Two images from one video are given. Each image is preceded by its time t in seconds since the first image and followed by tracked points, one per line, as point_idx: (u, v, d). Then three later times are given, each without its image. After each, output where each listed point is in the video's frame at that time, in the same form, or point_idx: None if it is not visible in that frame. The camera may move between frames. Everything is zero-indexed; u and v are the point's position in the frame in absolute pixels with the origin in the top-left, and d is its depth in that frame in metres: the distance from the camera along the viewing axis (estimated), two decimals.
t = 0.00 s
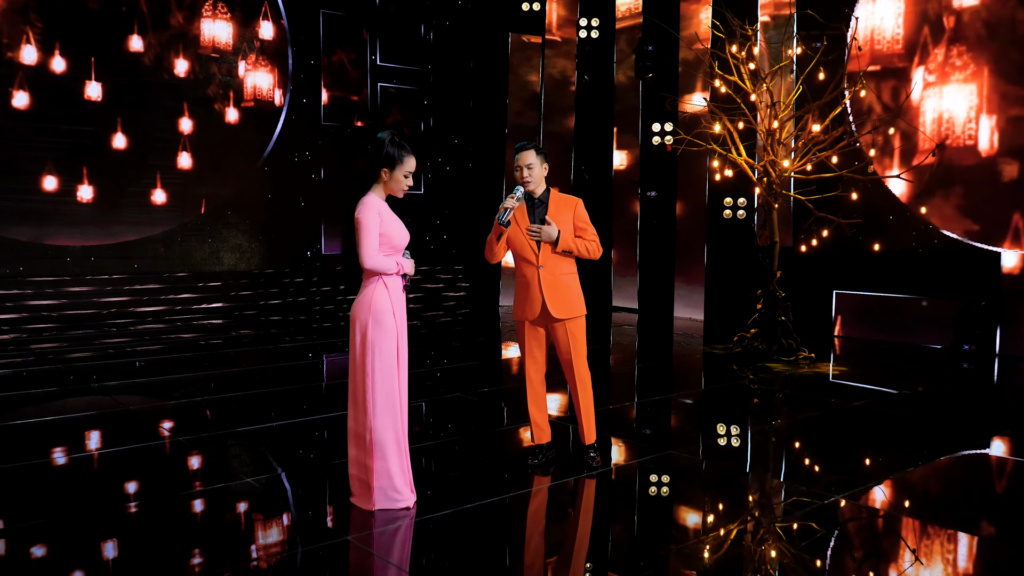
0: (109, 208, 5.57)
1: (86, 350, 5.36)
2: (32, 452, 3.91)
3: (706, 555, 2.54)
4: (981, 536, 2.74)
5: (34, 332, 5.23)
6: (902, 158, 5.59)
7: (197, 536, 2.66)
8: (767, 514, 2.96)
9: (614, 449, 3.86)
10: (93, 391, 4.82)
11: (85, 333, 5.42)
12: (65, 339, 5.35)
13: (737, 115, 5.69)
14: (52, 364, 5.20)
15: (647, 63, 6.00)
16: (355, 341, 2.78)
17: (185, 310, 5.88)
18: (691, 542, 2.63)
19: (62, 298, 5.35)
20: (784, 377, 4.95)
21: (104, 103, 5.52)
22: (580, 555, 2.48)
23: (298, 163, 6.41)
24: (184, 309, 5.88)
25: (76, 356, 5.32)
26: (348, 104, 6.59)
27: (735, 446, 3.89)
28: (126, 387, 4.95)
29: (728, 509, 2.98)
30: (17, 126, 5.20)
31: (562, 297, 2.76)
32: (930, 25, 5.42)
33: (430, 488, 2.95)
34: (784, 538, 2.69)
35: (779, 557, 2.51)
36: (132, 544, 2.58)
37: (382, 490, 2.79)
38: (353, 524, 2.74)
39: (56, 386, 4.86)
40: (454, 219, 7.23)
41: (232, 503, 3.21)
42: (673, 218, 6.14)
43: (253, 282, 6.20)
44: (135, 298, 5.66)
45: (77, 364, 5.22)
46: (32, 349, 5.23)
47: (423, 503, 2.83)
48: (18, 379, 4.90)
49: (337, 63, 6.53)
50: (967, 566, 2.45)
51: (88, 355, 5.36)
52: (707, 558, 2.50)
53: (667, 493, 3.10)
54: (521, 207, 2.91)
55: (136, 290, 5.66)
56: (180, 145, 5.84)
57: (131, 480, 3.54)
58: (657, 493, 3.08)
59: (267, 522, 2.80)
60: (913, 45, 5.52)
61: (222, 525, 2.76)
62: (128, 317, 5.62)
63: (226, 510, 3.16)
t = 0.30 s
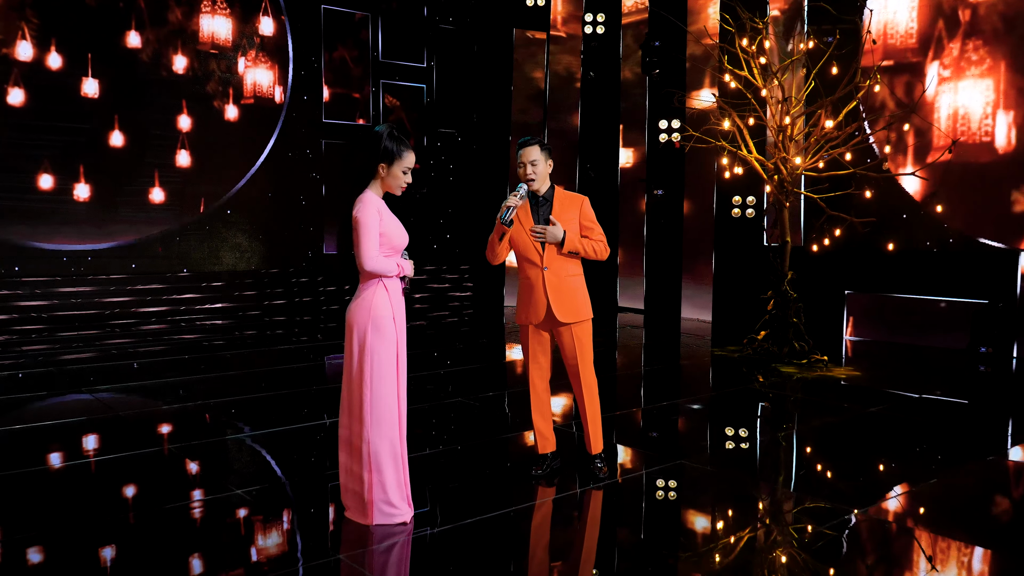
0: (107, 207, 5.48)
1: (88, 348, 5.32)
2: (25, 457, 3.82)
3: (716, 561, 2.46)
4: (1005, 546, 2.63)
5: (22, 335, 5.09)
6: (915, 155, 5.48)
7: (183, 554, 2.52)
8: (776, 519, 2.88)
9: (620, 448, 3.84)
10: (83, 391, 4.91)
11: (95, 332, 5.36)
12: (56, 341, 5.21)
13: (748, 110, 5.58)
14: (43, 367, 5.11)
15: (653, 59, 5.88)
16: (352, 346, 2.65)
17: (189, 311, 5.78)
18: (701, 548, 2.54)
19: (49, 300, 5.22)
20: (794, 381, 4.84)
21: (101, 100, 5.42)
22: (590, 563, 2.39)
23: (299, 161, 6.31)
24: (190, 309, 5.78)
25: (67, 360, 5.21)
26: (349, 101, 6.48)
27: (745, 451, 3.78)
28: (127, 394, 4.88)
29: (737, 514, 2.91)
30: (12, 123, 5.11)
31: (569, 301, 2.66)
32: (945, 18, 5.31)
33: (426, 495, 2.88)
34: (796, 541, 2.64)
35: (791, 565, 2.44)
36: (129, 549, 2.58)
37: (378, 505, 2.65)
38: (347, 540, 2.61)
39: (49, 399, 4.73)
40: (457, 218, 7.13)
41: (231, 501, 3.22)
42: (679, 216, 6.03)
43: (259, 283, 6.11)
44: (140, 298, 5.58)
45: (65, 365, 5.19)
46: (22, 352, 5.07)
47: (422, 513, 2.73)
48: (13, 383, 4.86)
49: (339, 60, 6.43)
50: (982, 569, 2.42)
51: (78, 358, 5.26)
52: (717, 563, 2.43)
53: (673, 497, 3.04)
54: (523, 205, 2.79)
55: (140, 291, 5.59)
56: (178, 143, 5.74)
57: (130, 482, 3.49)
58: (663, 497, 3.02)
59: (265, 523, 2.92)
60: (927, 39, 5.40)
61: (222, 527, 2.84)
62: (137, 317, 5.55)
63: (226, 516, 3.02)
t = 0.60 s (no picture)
0: (105, 206, 5.40)
1: (90, 348, 5.29)
2: (21, 462, 3.75)
3: (726, 569, 2.39)
4: None
5: (13, 336, 5.05)
6: (931, 152, 5.35)
7: (178, 560, 2.46)
8: (789, 529, 2.78)
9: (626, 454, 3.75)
10: (77, 392, 4.77)
11: (99, 333, 5.35)
12: (44, 343, 5.15)
13: (759, 106, 5.49)
14: (36, 369, 4.97)
15: (662, 54, 5.77)
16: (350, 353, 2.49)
17: (197, 311, 5.77)
18: (710, 557, 2.45)
19: (37, 301, 5.14)
20: (806, 385, 4.73)
21: (99, 97, 5.34)
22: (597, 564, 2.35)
23: (302, 159, 6.22)
24: (197, 309, 5.77)
25: (66, 364, 5.10)
26: (352, 98, 6.39)
27: (756, 457, 3.67)
28: (124, 393, 4.83)
29: (749, 523, 2.83)
30: (8, 121, 5.02)
31: (574, 305, 2.55)
32: (963, 12, 5.21)
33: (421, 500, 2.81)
34: (813, 550, 2.57)
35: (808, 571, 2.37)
36: (129, 553, 2.51)
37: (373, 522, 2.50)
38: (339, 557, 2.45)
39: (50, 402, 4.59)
40: (463, 217, 7.03)
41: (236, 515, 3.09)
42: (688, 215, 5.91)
43: (268, 283, 6.09)
44: (146, 298, 5.55)
45: (63, 370, 5.01)
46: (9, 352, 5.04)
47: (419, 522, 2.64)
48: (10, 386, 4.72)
49: (341, 57, 6.33)
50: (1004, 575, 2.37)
51: (71, 360, 5.16)
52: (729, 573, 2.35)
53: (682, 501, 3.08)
54: (527, 204, 2.69)
55: (146, 290, 5.55)
56: (178, 141, 5.65)
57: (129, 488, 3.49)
58: (672, 500, 3.06)
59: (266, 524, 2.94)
60: (943, 34, 5.30)
61: (223, 532, 2.73)
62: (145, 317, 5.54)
63: (226, 523, 2.88)
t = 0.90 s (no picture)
0: (107, 206, 5.31)
1: (96, 348, 5.18)
2: (20, 467, 3.69)
3: None
4: None
5: (11, 338, 4.92)
6: (951, 150, 5.26)
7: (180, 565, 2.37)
8: (805, 540, 2.68)
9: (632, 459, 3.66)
10: (74, 397, 4.82)
11: (108, 334, 5.25)
12: (40, 345, 4.98)
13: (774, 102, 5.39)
14: (28, 375, 4.91)
15: (671, 51, 5.59)
16: (352, 363, 2.30)
17: (206, 312, 5.68)
18: (724, 567, 2.36)
19: (33, 302, 5.02)
20: (821, 390, 4.61)
21: (101, 96, 5.25)
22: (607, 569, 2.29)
23: (307, 158, 6.13)
24: (208, 310, 5.70)
25: (66, 372, 5.01)
26: (357, 97, 6.29)
27: (771, 466, 3.55)
28: (129, 397, 4.84)
29: (763, 532, 2.73)
30: (8, 120, 4.95)
31: (582, 311, 2.44)
32: (983, 5, 5.06)
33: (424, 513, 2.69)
34: (830, 561, 2.46)
35: None
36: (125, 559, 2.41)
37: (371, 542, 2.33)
38: None
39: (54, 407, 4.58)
40: (470, 218, 6.94)
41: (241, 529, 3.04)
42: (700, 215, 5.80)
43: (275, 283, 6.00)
44: (155, 299, 5.48)
45: (60, 377, 4.95)
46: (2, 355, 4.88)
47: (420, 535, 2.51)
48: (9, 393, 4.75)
49: (346, 55, 6.23)
50: None
51: (74, 363, 5.07)
52: None
53: (693, 507, 3.00)
54: (534, 204, 2.58)
55: (156, 291, 5.49)
56: (181, 140, 5.57)
57: (130, 494, 3.43)
58: (682, 507, 2.98)
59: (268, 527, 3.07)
60: (963, 27, 5.16)
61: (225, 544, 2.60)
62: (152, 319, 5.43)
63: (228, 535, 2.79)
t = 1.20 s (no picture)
0: (111, 205, 5.24)
1: (99, 347, 5.13)
2: (22, 470, 3.63)
3: None
4: None
5: (8, 339, 4.88)
6: (974, 149, 5.12)
7: None
8: (825, 551, 2.57)
9: (645, 465, 3.57)
10: (71, 398, 4.64)
11: (121, 335, 5.22)
12: (36, 347, 4.93)
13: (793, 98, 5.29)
14: (26, 377, 4.82)
15: (686, 48, 5.56)
16: (355, 374, 2.06)
17: (218, 313, 5.63)
18: None
19: (29, 304, 4.95)
20: (841, 396, 4.48)
21: (105, 94, 5.19)
22: None
23: (314, 157, 6.04)
24: (219, 311, 5.64)
25: (67, 375, 4.91)
26: (365, 94, 6.19)
27: (790, 474, 3.43)
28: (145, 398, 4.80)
29: (780, 541, 2.63)
30: (12, 118, 4.89)
31: (593, 316, 2.34)
32: None
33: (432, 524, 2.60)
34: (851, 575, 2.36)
35: None
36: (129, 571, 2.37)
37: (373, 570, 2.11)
38: None
39: (60, 408, 4.50)
40: (480, 218, 6.84)
41: (249, 533, 3.00)
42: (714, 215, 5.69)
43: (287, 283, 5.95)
44: (168, 300, 5.44)
45: (59, 377, 4.87)
46: (6, 357, 4.85)
47: (424, 553, 2.38)
48: (12, 390, 4.64)
49: (355, 52, 6.14)
50: None
51: (79, 364, 5.00)
52: None
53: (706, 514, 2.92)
54: (544, 203, 2.48)
55: (169, 292, 5.44)
56: (186, 139, 5.49)
57: (135, 497, 3.37)
58: (696, 516, 2.89)
59: (275, 531, 3.03)
60: (987, 22, 5.05)
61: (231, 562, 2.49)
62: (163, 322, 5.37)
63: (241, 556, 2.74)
